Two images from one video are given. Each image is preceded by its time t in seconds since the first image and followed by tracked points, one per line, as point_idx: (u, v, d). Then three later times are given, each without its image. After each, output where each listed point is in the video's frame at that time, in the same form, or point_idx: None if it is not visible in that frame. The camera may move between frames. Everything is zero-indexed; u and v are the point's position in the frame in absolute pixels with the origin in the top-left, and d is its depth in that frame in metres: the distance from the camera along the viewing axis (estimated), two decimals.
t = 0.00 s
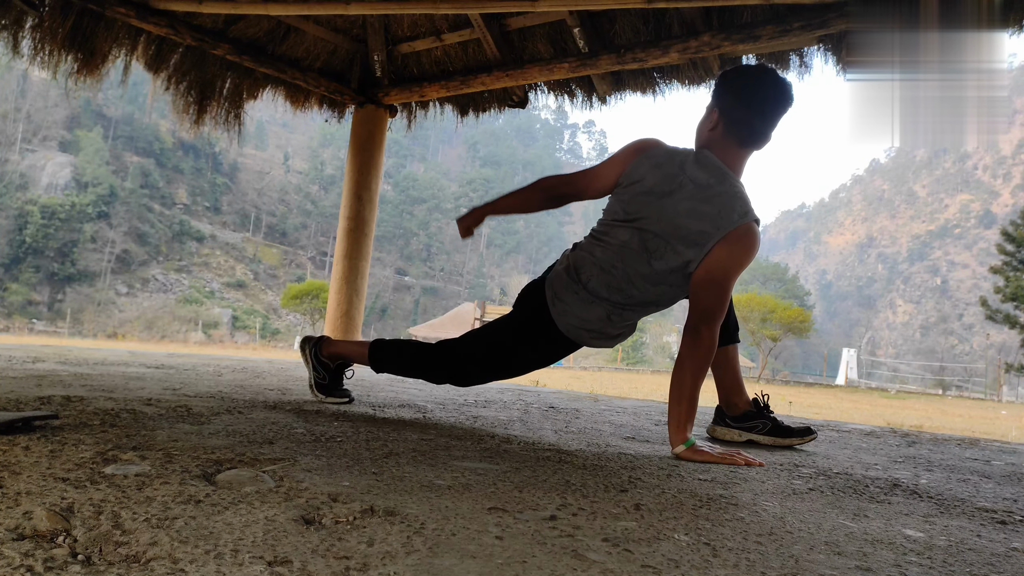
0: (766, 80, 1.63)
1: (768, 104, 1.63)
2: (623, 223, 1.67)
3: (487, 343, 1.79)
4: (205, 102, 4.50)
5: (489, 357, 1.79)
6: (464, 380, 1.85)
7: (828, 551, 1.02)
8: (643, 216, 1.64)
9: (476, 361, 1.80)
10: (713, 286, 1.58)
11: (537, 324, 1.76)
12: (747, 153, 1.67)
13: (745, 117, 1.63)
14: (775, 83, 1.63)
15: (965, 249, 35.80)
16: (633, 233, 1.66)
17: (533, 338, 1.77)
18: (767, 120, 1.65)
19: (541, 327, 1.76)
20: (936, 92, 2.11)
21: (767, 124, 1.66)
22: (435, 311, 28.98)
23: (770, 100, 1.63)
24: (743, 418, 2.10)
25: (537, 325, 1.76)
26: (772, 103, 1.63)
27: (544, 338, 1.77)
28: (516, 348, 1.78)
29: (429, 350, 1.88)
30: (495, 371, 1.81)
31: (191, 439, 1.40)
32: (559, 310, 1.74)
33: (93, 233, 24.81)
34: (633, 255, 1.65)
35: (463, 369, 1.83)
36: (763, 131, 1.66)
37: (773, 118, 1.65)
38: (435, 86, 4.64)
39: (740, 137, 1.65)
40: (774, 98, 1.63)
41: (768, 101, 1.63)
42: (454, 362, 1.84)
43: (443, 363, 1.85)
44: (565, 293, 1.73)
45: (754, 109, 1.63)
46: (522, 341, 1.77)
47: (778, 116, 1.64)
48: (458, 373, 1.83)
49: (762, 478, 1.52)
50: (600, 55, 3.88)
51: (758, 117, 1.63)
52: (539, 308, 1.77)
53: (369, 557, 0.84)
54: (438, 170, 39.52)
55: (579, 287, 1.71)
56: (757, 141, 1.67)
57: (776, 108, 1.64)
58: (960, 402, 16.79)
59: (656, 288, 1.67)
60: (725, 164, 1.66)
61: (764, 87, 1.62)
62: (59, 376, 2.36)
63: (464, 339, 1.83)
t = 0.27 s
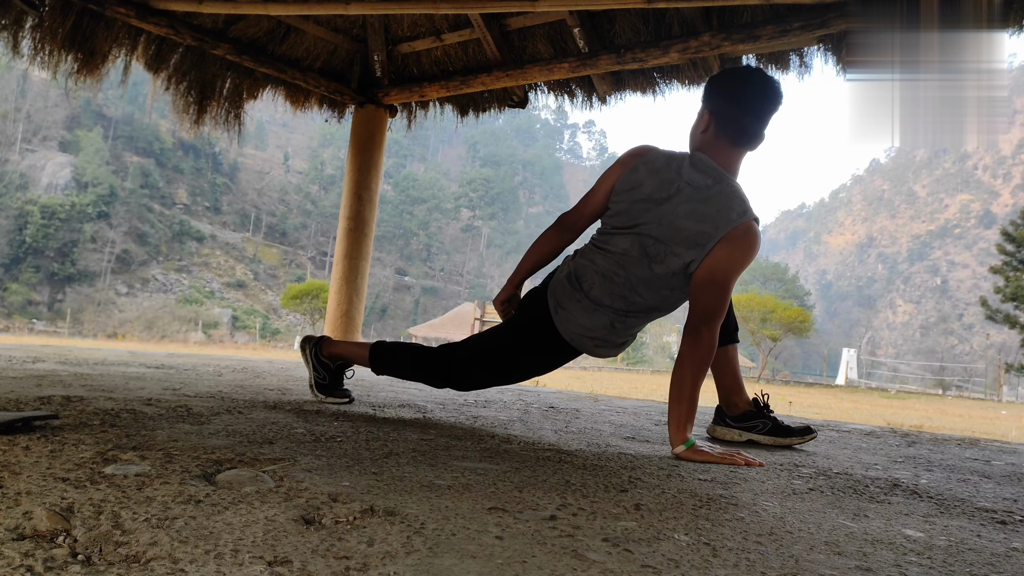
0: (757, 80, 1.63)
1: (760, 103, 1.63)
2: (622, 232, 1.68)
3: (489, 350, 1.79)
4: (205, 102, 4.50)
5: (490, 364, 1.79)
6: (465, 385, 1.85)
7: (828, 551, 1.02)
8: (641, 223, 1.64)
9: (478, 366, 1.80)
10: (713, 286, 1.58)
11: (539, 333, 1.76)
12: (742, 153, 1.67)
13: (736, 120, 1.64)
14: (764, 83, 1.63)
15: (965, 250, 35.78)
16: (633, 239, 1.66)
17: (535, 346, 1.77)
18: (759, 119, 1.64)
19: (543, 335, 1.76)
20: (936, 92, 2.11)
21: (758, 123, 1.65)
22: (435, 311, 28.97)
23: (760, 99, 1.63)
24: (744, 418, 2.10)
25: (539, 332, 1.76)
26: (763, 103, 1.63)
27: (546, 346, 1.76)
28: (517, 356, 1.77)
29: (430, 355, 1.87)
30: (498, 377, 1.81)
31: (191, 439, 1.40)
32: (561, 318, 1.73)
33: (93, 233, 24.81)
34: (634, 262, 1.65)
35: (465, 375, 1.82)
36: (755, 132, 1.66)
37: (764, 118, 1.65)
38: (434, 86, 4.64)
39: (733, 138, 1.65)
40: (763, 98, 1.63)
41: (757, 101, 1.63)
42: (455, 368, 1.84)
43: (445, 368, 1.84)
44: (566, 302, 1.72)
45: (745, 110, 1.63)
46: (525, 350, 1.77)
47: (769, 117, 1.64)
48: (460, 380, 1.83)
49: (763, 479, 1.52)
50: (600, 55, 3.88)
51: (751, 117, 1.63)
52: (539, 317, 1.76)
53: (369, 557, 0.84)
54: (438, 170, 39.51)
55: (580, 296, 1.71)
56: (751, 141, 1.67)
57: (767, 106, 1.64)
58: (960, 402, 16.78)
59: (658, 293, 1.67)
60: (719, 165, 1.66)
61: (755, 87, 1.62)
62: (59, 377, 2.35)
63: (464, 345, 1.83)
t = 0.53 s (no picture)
0: (765, 82, 1.61)
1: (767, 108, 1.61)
2: (620, 227, 1.67)
3: (487, 346, 1.79)
4: (205, 103, 4.50)
5: (488, 361, 1.79)
6: (463, 383, 1.85)
7: (828, 552, 1.02)
8: (639, 220, 1.64)
9: (476, 364, 1.80)
10: (712, 285, 1.58)
11: (536, 329, 1.76)
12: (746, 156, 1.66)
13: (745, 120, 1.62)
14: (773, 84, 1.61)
15: (965, 250, 35.75)
16: (631, 235, 1.65)
17: (533, 342, 1.77)
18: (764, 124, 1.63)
19: (539, 332, 1.76)
20: (937, 92, 2.10)
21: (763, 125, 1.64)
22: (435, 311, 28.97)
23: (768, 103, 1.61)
24: (745, 418, 2.10)
25: (536, 330, 1.76)
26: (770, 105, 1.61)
27: (543, 343, 1.76)
28: (516, 352, 1.77)
29: (429, 354, 1.87)
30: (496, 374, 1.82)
31: (191, 439, 1.40)
32: (559, 314, 1.73)
33: (93, 233, 24.82)
34: (632, 259, 1.64)
35: (463, 373, 1.83)
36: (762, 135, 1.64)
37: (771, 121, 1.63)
38: (435, 86, 4.64)
39: (738, 138, 1.64)
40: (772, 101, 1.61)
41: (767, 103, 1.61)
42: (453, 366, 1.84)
43: (443, 367, 1.85)
44: (564, 298, 1.72)
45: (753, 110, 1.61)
46: (523, 346, 1.77)
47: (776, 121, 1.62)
48: (459, 377, 1.83)
49: (762, 478, 1.52)
50: (600, 56, 3.88)
51: (758, 121, 1.62)
52: (537, 313, 1.76)
53: (370, 558, 0.84)
54: (438, 170, 39.50)
55: (578, 291, 1.71)
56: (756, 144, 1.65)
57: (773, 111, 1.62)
58: (960, 402, 16.77)
59: (655, 288, 1.67)
60: (719, 165, 1.65)
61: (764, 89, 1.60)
62: (59, 376, 2.36)
63: (463, 343, 1.83)
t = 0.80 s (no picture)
0: (786, 91, 1.67)
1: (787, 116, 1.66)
2: (612, 211, 1.68)
3: (484, 334, 1.82)
4: (205, 103, 4.50)
5: (485, 349, 1.82)
6: (461, 373, 1.87)
7: (828, 552, 1.02)
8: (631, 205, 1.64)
9: (474, 354, 1.82)
10: (704, 278, 1.57)
11: (530, 314, 1.79)
12: (757, 155, 1.66)
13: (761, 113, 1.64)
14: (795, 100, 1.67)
15: (965, 250, 35.75)
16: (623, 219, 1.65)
17: (529, 328, 1.79)
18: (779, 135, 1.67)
19: (533, 316, 1.79)
20: (937, 92, 2.09)
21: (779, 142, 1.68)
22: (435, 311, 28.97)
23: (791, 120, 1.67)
24: (744, 418, 2.10)
25: (531, 314, 1.79)
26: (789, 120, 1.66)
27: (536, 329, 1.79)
28: (511, 337, 1.80)
29: (428, 345, 1.89)
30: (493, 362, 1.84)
31: (191, 439, 1.40)
32: (551, 299, 1.76)
33: (93, 233, 24.83)
34: (622, 244, 1.65)
35: (460, 362, 1.85)
36: (775, 141, 1.66)
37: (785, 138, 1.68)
38: (434, 86, 4.64)
39: (750, 128, 1.64)
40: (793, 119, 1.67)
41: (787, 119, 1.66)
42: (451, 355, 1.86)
43: (441, 357, 1.86)
44: (557, 281, 1.75)
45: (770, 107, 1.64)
46: (516, 330, 1.80)
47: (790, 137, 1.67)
48: (455, 366, 1.85)
49: (763, 478, 1.52)
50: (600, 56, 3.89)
51: (775, 118, 1.64)
52: (531, 296, 1.80)
53: (369, 557, 0.84)
54: (438, 170, 39.50)
55: (570, 273, 1.73)
56: (768, 146, 1.67)
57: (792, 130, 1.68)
58: (960, 402, 16.76)
59: (646, 275, 1.67)
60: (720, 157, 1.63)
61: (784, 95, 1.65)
62: (59, 377, 2.36)
63: (461, 333, 1.85)
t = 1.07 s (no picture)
0: (812, 108, 1.61)
1: (808, 136, 1.59)
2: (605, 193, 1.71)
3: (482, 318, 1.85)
4: (205, 103, 4.51)
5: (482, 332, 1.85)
6: (461, 360, 1.89)
7: (828, 551, 1.02)
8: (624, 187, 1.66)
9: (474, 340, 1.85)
10: (680, 277, 1.51)
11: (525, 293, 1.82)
12: (755, 164, 1.62)
13: (772, 119, 1.61)
14: (826, 125, 1.60)
15: (965, 250, 35.73)
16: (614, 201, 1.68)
17: (525, 313, 1.83)
18: (793, 157, 1.61)
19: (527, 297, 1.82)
20: (936, 92, 2.08)
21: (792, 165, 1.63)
22: (435, 311, 28.97)
23: (817, 148, 1.60)
24: (744, 419, 2.10)
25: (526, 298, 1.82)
26: (811, 141, 1.59)
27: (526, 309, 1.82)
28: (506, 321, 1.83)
29: (426, 334, 1.91)
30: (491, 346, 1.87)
31: (191, 439, 1.40)
32: (544, 277, 1.79)
33: (93, 233, 24.83)
34: (609, 223, 1.67)
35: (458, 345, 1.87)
36: (782, 156, 1.61)
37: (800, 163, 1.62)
38: (434, 86, 4.64)
39: (752, 131, 1.61)
40: (817, 148, 1.60)
41: (813, 145, 1.59)
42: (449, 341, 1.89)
43: (440, 343, 1.89)
44: (550, 259, 1.79)
45: (786, 117, 1.60)
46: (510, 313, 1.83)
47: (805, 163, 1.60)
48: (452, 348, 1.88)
49: (762, 478, 1.52)
50: (600, 56, 3.89)
51: (783, 130, 1.59)
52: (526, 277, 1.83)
53: (369, 557, 0.84)
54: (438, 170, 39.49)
55: (561, 253, 1.77)
56: (774, 161, 1.62)
57: (811, 160, 1.61)
58: (960, 402, 16.75)
59: (631, 261, 1.67)
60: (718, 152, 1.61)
61: (810, 112, 1.59)
62: (59, 377, 2.36)
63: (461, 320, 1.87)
